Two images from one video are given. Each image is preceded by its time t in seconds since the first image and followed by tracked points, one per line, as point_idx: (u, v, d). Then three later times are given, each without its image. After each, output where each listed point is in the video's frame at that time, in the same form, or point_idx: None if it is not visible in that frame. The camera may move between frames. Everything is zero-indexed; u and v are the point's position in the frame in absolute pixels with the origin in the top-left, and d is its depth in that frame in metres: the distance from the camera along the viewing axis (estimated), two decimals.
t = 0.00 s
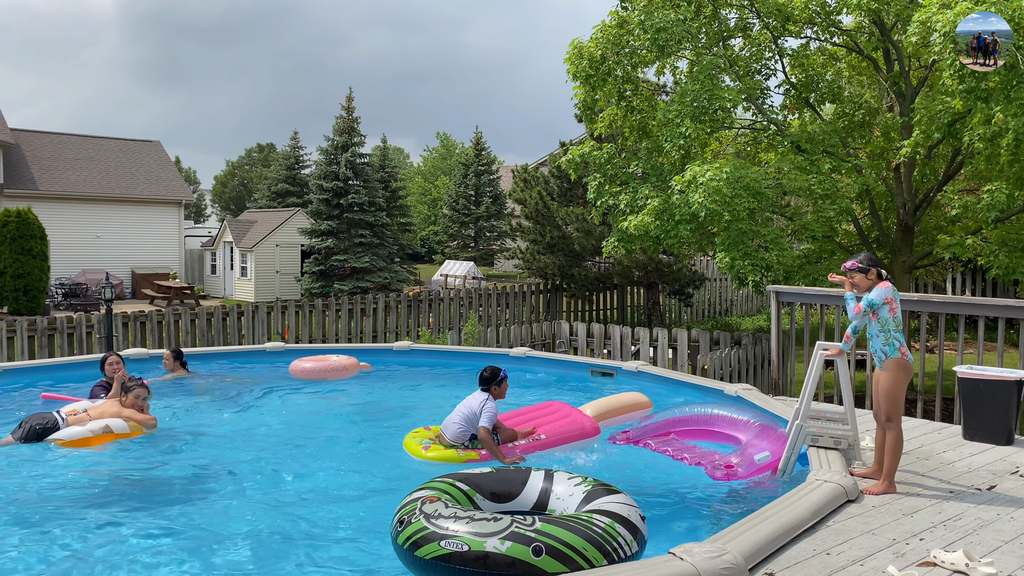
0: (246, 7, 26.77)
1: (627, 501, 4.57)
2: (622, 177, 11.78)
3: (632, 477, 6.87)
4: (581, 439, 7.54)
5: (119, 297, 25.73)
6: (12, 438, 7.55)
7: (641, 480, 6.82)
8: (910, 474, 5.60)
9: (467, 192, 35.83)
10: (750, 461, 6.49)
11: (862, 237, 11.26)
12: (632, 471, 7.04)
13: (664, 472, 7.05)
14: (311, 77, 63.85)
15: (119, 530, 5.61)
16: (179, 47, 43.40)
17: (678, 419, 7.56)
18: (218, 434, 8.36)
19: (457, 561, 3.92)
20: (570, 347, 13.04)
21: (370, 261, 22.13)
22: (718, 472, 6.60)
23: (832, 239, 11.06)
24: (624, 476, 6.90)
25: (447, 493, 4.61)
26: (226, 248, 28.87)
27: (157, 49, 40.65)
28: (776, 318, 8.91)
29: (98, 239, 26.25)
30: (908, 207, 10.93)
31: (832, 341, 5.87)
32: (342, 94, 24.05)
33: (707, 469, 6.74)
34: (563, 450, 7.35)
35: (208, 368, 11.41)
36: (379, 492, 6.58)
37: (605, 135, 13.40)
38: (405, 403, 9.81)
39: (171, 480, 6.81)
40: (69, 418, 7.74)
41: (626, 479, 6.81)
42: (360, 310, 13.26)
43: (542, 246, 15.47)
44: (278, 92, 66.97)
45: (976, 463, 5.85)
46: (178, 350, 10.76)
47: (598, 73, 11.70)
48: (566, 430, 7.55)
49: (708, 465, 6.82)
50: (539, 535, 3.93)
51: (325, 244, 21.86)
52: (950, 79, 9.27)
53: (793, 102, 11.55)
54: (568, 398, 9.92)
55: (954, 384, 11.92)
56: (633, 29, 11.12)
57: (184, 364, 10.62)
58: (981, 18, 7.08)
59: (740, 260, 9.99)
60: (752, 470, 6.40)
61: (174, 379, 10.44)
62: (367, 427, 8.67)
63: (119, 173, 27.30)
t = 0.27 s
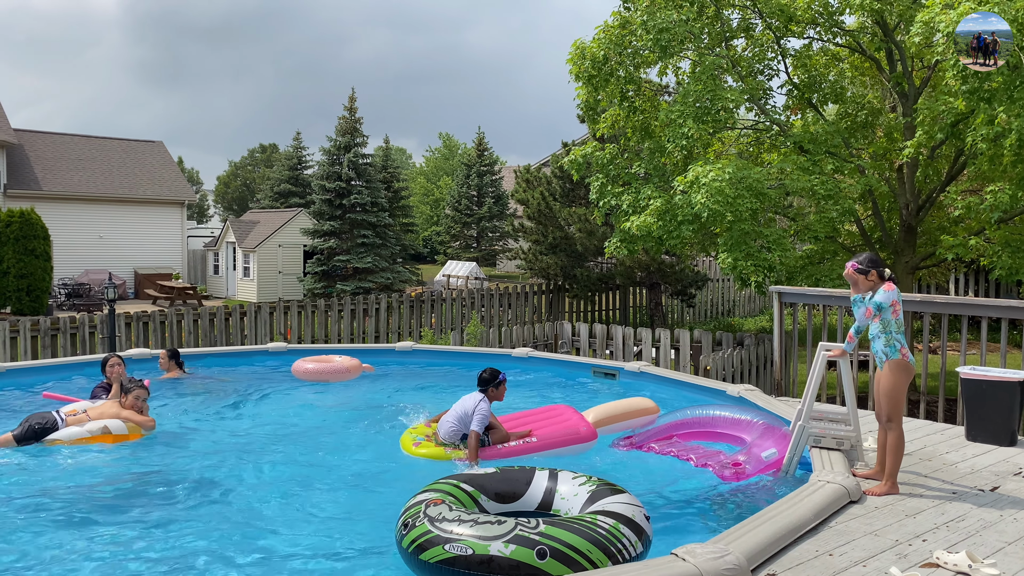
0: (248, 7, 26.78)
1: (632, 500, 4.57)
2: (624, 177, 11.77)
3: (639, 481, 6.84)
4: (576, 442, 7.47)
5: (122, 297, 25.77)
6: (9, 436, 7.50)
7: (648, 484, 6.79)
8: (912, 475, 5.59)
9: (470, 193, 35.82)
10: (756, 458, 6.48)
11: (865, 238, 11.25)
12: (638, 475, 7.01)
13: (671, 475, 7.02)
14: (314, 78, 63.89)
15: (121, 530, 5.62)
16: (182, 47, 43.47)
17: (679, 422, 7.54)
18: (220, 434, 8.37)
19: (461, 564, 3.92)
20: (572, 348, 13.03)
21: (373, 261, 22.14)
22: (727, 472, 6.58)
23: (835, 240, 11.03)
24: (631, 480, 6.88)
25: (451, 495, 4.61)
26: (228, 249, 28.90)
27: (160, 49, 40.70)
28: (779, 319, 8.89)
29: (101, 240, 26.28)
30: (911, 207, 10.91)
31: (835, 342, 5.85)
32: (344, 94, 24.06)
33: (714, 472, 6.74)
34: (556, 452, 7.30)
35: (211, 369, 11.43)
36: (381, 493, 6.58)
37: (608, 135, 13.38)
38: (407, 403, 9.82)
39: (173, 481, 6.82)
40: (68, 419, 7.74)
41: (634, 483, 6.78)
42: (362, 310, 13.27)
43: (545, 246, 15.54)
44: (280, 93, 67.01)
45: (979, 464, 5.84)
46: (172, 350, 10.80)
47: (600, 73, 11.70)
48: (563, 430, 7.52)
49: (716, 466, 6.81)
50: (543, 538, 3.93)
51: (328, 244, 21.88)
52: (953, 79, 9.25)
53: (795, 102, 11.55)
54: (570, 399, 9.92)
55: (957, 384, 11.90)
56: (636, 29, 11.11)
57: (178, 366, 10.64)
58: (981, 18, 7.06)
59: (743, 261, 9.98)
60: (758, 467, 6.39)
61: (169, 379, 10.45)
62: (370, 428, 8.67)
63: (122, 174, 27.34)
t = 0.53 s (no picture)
0: (251, 7, 26.81)
1: (636, 499, 4.57)
2: (627, 177, 11.77)
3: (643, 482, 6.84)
4: (569, 445, 7.46)
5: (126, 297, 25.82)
6: (9, 439, 7.53)
7: (652, 484, 6.78)
8: (916, 475, 5.58)
9: (473, 193, 35.82)
10: (763, 461, 6.48)
11: (868, 239, 11.24)
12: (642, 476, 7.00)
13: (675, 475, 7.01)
14: (316, 78, 63.93)
15: (124, 530, 5.63)
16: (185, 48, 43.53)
17: (683, 422, 7.55)
18: (223, 434, 8.39)
19: (465, 562, 3.93)
20: (575, 348, 13.03)
21: (376, 262, 22.16)
22: (733, 475, 6.59)
23: (838, 240, 11.02)
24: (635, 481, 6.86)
25: (456, 492, 4.62)
26: (232, 249, 28.93)
27: (163, 49, 40.76)
28: (782, 319, 8.88)
29: (104, 240, 26.33)
30: (915, 208, 10.89)
31: (838, 342, 5.84)
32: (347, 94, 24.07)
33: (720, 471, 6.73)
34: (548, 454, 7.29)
35: (214, 368, 11.45)
36: (384, 493, 6.59)
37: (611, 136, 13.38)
38: (410, 403, 9.83)
39: (177, 480, 6.83)
40: (67, 422, 7.71)
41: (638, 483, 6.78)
42: (365, 311, 13.28)
43: (548, 246, 15.57)
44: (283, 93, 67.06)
45: (982, 465, 5.83)
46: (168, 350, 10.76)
47: (603, 74, 11.69)
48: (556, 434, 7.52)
49: (722, 468, 6.81)
50: (547, 536, 3.93)
51: (331, 244, 21.92)
52: (957, 80, 9.24)
53: (798, 103, 11.54)
54: (573, 399, 9.93)
55: (961, 385, 11.88)
56: (639, 29, 11.11)
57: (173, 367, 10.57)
58: (981, 18, 7.05)
59: (746, 262, 9.97)
60: (765, 470, 6.39)
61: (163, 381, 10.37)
62: (373, 427, 8.68)
63: (125, 174, 27.39)
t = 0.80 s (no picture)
0: (255, 8, 26.84)
1: (642, 505, 4.55)
2: (632, 177, 11.77)
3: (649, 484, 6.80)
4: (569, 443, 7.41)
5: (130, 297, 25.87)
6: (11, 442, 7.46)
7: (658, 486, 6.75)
8: (921, 477, 5.56)
9: (477, 193, 35.83)
10: (771, 463, 6.44)
11: (873, 239, 11.22)
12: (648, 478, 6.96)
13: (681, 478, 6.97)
14: (320, 78, 64.02)
15: (127, 530, 5.63)
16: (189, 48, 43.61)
17: (684, 421, 7.46)
18: (228, 434, 8.40)
19: (471, 563, 3.94)
20: (579, 348, 13.02)
21: (380, 262, 22.18)
22: (740, 477, 6.55)
23: (843, 241, 11.00)
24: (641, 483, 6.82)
25: (463, 494, 4.64)
26: (236, 249, 28.98)
27: (168, 50, 40.85)
28: (787, 320, 8.85)
29: (109, 240, 26.40)
30: (920, 208, 10.87)
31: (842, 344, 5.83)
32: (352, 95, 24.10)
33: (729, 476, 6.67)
34: (541, 453, 7.22)
35: (219, 369, 11.47)
36: (388, 493, 6.59)
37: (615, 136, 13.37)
38: (414, 403, 9.83)
39: (181, 480, 6.84)
40: (67, 423, 7.73)
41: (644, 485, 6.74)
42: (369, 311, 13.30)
43: (552, 247, 15.30)
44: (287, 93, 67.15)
45: (988, 466, 5.81)
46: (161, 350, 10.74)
47: (608, 74, 11.70)
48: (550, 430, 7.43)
49: (728, 471, 6.78)
50: (553, 539, 3.94)
51: (335, 244, 21.93)
52: (962, 80, 9.23)
53: (803, 103, 11.53)
54: (577, 400, 9.93)
55: (967, 386, 11.85)
56: (644, 30, 11.11)
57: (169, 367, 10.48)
58: (981, 18, 7.02)
59: (750, 262, 9.95)
60: (774, 472, 6.36)
61: (162, 382, 10.35)
62: (377, 428, 8.68)
63: (130, 174, 27.45)
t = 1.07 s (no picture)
0: (260, 8, 26.87)
1: (650, 502, 4.56)
2: (637, 178, 11.76)
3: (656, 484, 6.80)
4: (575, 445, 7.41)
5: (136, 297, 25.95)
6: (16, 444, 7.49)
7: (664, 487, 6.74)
8: (927, 477, 5.55)
9: (482, 193, 35.83)
10: (777, 462, 6.44)
11: (879, 240, 11.21)
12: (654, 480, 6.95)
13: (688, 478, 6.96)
14: (325, 78, 64.10)
15: (132, 530, 5.64)
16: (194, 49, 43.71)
17: (689, 423, 7.48)
18: (233, 434, 8.43)
19: (480, 562, 3.96)
20: (584, 349, 13.02)
21: (385, 262, 22.21)
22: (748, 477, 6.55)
23: (849, 241, 10.98)
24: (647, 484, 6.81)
25: (471, 493, 4.64)
26: (242, 249, 29.04)
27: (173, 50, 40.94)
28: (792, 320, 8.84)
29: (115, 239, 26.48)
30: (926, 209, 10.85)
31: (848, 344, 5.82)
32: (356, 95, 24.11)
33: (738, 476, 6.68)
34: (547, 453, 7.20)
35: (224, 368, 11.50)
36: (393, 493, 6.60)
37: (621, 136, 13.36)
38: (419, 403, 9.84)
39: (186, 480, 6.86)
40: (72, 421, 7.73)
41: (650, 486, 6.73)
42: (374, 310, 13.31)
43: (557, 247, 15.57)
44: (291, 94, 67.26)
45: (994, 467, 5.80)
46: (158, 349, 10.71)
47: (613, 74, 11.69)
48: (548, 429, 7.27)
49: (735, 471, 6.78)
50: (561, 537, 3.94)
51: (341, 244, 21.96)
52: (969, 80, 9.21)
53: (809, 103, 11.50)
54: (582, 400, 9.93)
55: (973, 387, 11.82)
56: (649, 30, 11.11)
57: (166, 368, 10.47)
58: (981, 18, 6.93)
59: (756, 263, 9.94)
60: (780, 471, 6.36)
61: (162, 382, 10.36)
62: (382, 427, 8.69)
63: (135, 174, 27.52)
